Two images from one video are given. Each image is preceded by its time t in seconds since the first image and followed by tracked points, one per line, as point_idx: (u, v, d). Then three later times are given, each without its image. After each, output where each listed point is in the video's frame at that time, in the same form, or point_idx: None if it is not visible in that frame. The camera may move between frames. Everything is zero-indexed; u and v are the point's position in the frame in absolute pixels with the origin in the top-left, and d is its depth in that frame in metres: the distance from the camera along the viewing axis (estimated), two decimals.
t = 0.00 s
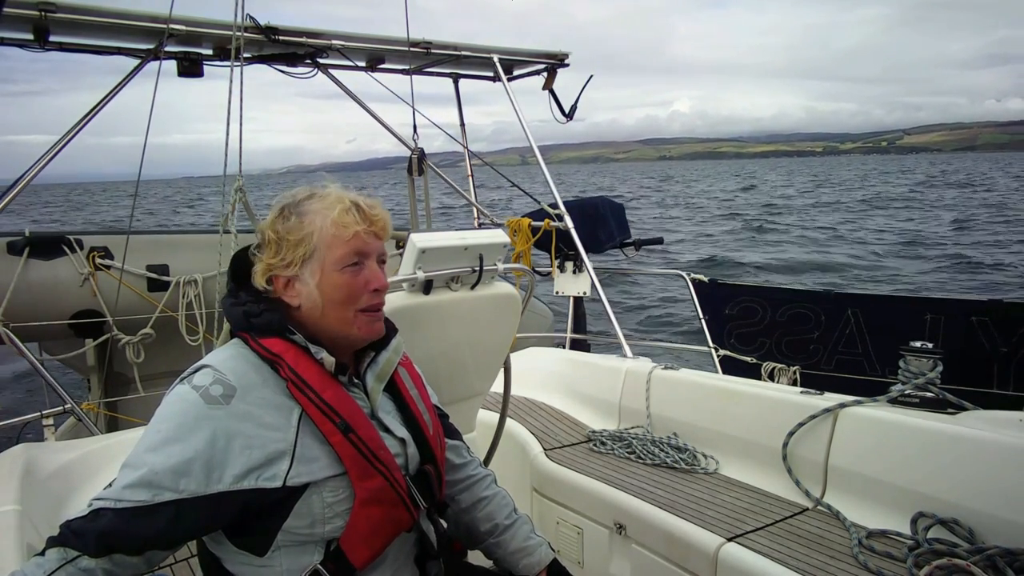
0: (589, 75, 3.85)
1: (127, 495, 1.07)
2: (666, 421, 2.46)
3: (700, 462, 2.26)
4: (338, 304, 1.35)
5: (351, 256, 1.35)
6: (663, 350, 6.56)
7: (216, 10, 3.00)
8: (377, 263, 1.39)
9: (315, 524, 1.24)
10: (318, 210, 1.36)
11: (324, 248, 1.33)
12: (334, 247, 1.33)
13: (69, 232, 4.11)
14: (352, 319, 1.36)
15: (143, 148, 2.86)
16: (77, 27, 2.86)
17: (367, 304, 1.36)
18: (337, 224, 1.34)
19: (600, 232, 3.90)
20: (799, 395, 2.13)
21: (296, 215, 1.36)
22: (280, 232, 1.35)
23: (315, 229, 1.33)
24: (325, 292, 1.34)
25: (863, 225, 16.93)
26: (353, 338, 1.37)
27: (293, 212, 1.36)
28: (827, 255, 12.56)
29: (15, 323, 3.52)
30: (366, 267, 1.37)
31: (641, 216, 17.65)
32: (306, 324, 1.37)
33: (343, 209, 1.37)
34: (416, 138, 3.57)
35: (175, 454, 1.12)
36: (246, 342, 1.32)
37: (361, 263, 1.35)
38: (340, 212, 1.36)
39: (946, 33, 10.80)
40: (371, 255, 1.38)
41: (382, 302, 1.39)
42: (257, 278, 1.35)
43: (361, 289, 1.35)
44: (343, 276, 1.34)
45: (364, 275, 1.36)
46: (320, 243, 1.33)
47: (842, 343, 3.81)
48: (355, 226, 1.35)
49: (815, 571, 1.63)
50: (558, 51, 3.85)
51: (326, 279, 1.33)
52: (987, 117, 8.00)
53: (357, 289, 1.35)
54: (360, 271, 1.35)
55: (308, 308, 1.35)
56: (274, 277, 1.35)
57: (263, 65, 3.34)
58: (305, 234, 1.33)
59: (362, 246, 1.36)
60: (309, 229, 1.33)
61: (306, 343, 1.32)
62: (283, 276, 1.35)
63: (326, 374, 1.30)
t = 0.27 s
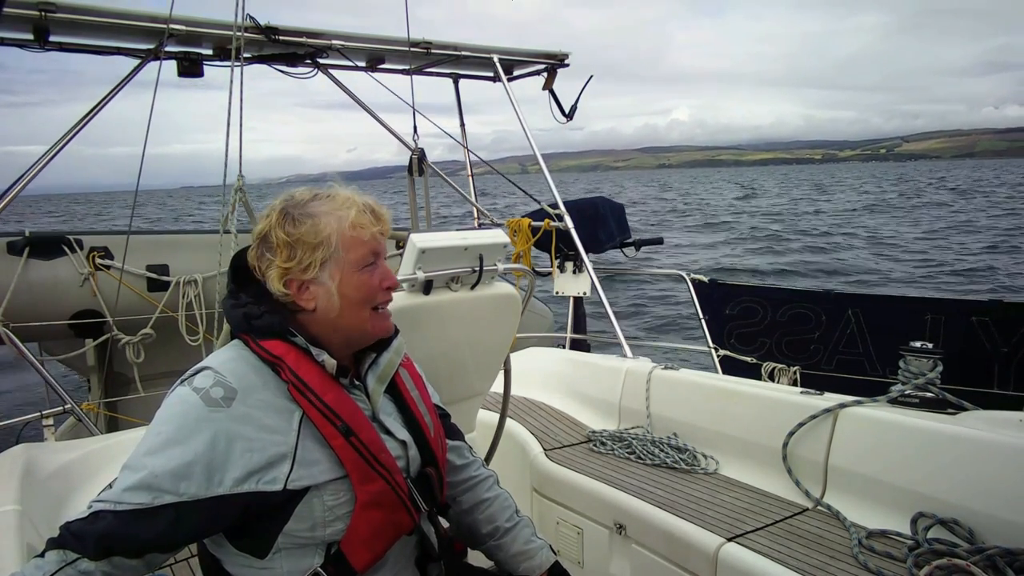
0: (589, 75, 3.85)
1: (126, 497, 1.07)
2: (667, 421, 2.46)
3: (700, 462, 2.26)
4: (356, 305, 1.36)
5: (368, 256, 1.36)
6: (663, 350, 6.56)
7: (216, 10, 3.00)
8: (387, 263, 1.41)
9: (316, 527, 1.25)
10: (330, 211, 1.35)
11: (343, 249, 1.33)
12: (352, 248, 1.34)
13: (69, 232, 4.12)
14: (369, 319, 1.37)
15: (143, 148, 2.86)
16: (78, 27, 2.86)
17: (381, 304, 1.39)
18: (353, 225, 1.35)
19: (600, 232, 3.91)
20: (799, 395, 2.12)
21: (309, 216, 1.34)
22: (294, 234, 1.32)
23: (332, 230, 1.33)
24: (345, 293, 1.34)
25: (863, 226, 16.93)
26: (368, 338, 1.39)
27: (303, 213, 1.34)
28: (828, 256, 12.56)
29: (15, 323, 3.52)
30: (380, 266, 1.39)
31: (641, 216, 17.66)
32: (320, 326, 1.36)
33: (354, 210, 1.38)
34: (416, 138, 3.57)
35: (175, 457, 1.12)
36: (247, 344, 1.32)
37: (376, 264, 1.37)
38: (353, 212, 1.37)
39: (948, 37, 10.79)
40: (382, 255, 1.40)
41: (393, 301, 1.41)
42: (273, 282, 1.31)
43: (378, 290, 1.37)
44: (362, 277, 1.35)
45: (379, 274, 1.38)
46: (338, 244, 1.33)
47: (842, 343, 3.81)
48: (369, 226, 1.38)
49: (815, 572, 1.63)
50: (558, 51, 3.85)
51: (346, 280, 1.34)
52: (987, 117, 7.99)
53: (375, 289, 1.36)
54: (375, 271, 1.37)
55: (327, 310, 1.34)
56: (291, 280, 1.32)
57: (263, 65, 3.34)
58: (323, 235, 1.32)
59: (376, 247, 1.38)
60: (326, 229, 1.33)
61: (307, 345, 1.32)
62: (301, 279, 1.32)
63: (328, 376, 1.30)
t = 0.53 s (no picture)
0: (589, 75, 3.85)
1: (126, 500, 1.07)
2: (667, 422, 2.46)
3: (700, 462, 2.26)
4: (365, 305, 1.36)
5: (376, 257, 1.37)
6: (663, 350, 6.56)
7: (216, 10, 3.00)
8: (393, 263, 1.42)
9: (316, 532, 1.25)
10: (338, 211, 1.35)
11: (353, 250, 1.34)
12: (362, 248, 1.35)
13: (68, 232, 4.12)
14: (378, 320, 1.38)
15: (143, 148, 2.87)
16: (77, 27, 2.86)
17: (388, 304, 1.40)
18: (362, 225, 1.36)
19: (600, 232, 3.91)
20: (799, 396, 2.12)
21: (318, 216, 1.33)
22: (305, 234, 1.32)
23: (342, 230, 1.33)
24: (355, 293, 1.35)
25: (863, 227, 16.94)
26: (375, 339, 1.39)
27: (312, 212, 1.34)
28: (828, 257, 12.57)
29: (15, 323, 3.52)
30: (387, 267, 1.40)
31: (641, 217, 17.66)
32: (329, 326, 1.36)
33: (361, 210, 1.38)
34: (416, 138, 3.57)
35: (175, 460, 1.11)
36: (248, 346, 1.32)
37: (384, 264, 1.38)
38: (362, 213, 1.38)
39: (951, 42, 10.79)
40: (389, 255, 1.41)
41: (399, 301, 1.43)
42: (284, 282, 1.31)
43: (387, 290, 1.38)
44: (371, 277, 1.36)
45: (387, 275, 1.39)
46: (348, 244, 1.34)
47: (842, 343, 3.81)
48: (377, 227, 1.38)
49: (815, 572, 1.63)
50: (558, 51, 3.85)
51: (356, 281, 1.34)
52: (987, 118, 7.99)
53: (383, 290, 1.37)
54: (384, 271, 1.38)
55: (337, 310, 1.34)
56: (301, 280, 1.32)
57: (263, 65, 3.34)
58: (333, 236, 1.32)
59: (383, 247, 1.39)
60: (337, 230, 1.33)
61: (309, 348, 1.32)
62: (311, 278, 1.32)
63: (329, 380, 1.30)
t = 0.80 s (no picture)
0: (589, 75, 3.85)
1: (125, 501, 1.07)
2: (667, 422, 2.46)
3: (700, 462, 2.26)
4: (367, 306, 1.37)
5: (378, 258, 1.38)
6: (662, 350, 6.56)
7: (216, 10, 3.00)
8: (393, 265, 1.43)
9: (315, 534, 1.25)
10: (341, 211, 1.35)
11: (356, 251, 1.34)
12: (365, 249, 1.35)
13: (68, 232, 4.12)
14: (380, 321, 1.39)
15: (142, 148, 2.87)
16: (77, 27, 2.86)
17: (390, 305, 1.41)
18: (365, 226, 1.36)
19: (600, 232, 3.91)
20: (799, 396, 2.12)
21: (321, 215, 1.33)
22: (308, 234, 1.32)
23: (346, 231, 1.33)
24: (358, 294, 1.35)
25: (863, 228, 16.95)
26: (377, 339, 1.40)
27: (315, 212, 1.33)
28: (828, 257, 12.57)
29: (15, 323, 3.52)
30: (388, 268, 1.40)
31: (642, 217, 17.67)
32: (329, 327, 1.37)
33: (363, 210, 1.38)
34: (416, 138, 3.57)
35: (175, 460, 1.11)
36: (248, 346, 1.32)
37: (386, 265, 1.39)
38: (363, 214, 1.38)
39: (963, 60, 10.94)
40: (390, 256, 1.42)
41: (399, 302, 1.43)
42: (287, 283, 1.30)
43: (389, 290, 1.38)
44: (373, 278, 1.36)
45: (388, 276, 1.39)
46: (352, 245, 1.34)
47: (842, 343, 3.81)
48: (378, 228, 1.39)
49: (815, 572, 1.63)
50: (558, 51, 3.85)
51: (359, 282, 1.35)
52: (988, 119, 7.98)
53: (386, 291, 1.38)
54: (386, 272, 1.39)
55: (340, 311, 1.35)
56: (304, 280, 1.32)
57: (264, 65, 3.34)
58: (337, 236, 1.32)
59: (384, 248, 1.40)
60: (341, 229, 1.33)
61: (310, 350, 1.33)
62: (315, 279, 1.32)
63: (329, 381, 1.30)
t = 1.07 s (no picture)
0: (589, 75, 3.85)
1: (125, 499, 1.07)
2: (667, 422, 2.46)
3: (700, 462, 2.26)
4: (359, 306, 1.36)
5: (373, 259, 1.37)
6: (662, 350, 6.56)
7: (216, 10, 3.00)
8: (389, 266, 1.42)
9: (313, 531, 1.25)
10: (337, 212, 1.35)
11: (350, 252, 1.34)
12: (359, 250, 1.35)
13: (68, 232, 4.12)
14: (372, 322, 1.38)
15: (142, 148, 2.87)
16: (77, 27, 2.86)
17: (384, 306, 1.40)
18: (359, 227, 1.36)
19: (600, 232, 3.91)
20: (799, 396, 2.12)
21: (315, 216, 1.33)
22: (302, 233, 1.32)
23: (340, 232, 1.33)
24: (350, 295, 1.34)
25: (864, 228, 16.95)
26: (370, 340, 1.39)
27: (309, 213, 1.34)
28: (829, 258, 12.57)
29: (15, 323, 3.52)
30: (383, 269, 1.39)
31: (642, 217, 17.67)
32: (324, 326, 1.37)
33: (359, 211, 1.38)
34: (416, 138, 3.57)
35: (173, 458, 1.11)
36: (246, 345, 1.31)
37: (381, 267, 1.38)
38: (358, 214, 1.37)
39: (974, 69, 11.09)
40: (386, 258, 1.41)
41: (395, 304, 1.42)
42: (279, 282, 1.31)
43: (382, 291, 1.38)
44: (366, 279, 1.35)
45: (382, 277, 1.39)
46: (345, 246, 1.33)
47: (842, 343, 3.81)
48: (373, 229, 1.38)
49: (815, 572, 1.63)
50: (558, 51, 3.85)
51: (351, 282, 1.34)
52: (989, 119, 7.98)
53: (380, 292, 1.37)
54: (381, 274, 1.38)
55: (332, 311, 1.34)
56: (297, 280, 1.32)
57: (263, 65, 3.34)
58: (330, 236, 1.32)
59: (380, 250, 1.39)
60: (334, 230, 1.33)
61: (307, 348, 1.32)
62: (307, 279, 1.32)
63: (327, 379, 1.30)
